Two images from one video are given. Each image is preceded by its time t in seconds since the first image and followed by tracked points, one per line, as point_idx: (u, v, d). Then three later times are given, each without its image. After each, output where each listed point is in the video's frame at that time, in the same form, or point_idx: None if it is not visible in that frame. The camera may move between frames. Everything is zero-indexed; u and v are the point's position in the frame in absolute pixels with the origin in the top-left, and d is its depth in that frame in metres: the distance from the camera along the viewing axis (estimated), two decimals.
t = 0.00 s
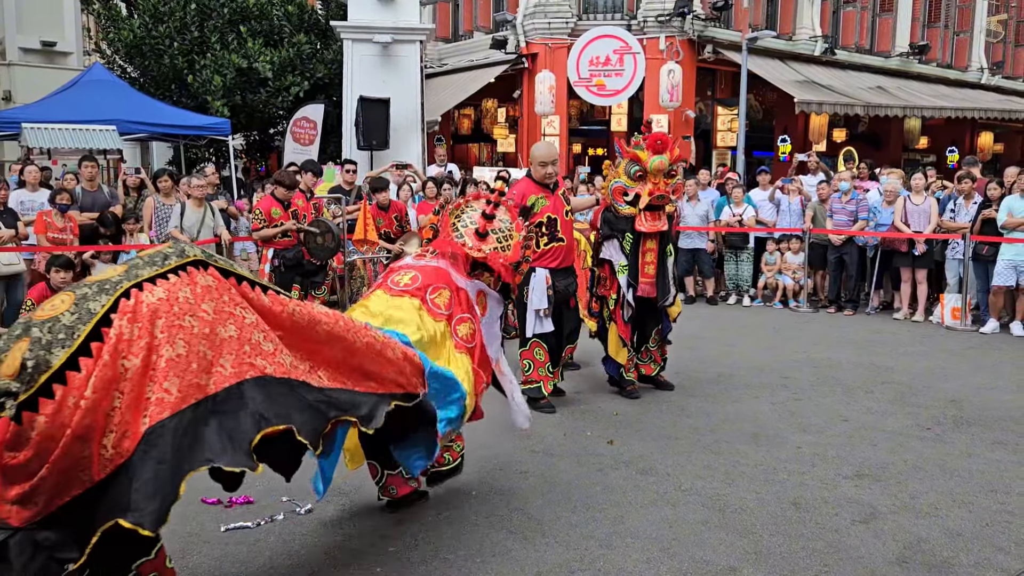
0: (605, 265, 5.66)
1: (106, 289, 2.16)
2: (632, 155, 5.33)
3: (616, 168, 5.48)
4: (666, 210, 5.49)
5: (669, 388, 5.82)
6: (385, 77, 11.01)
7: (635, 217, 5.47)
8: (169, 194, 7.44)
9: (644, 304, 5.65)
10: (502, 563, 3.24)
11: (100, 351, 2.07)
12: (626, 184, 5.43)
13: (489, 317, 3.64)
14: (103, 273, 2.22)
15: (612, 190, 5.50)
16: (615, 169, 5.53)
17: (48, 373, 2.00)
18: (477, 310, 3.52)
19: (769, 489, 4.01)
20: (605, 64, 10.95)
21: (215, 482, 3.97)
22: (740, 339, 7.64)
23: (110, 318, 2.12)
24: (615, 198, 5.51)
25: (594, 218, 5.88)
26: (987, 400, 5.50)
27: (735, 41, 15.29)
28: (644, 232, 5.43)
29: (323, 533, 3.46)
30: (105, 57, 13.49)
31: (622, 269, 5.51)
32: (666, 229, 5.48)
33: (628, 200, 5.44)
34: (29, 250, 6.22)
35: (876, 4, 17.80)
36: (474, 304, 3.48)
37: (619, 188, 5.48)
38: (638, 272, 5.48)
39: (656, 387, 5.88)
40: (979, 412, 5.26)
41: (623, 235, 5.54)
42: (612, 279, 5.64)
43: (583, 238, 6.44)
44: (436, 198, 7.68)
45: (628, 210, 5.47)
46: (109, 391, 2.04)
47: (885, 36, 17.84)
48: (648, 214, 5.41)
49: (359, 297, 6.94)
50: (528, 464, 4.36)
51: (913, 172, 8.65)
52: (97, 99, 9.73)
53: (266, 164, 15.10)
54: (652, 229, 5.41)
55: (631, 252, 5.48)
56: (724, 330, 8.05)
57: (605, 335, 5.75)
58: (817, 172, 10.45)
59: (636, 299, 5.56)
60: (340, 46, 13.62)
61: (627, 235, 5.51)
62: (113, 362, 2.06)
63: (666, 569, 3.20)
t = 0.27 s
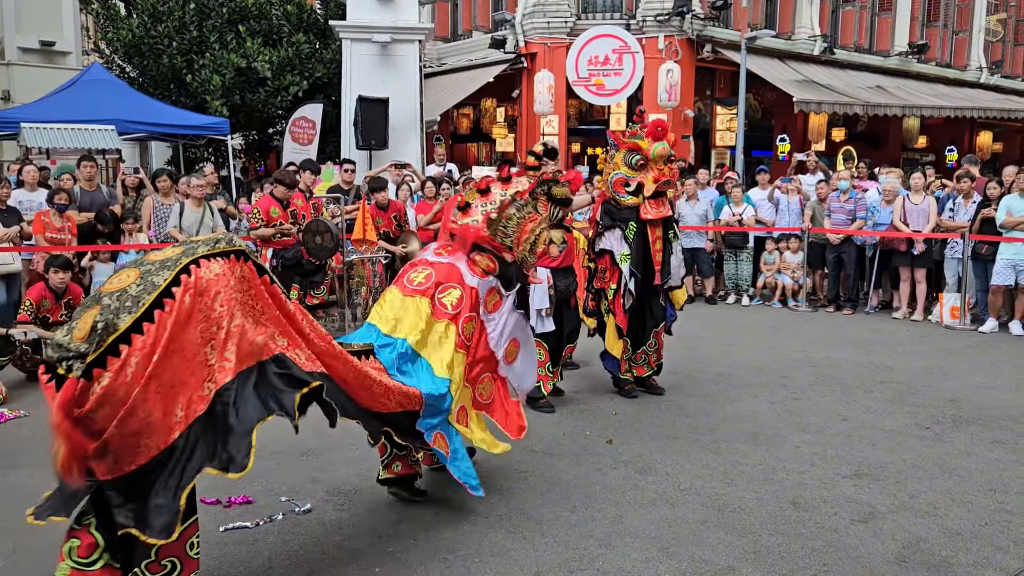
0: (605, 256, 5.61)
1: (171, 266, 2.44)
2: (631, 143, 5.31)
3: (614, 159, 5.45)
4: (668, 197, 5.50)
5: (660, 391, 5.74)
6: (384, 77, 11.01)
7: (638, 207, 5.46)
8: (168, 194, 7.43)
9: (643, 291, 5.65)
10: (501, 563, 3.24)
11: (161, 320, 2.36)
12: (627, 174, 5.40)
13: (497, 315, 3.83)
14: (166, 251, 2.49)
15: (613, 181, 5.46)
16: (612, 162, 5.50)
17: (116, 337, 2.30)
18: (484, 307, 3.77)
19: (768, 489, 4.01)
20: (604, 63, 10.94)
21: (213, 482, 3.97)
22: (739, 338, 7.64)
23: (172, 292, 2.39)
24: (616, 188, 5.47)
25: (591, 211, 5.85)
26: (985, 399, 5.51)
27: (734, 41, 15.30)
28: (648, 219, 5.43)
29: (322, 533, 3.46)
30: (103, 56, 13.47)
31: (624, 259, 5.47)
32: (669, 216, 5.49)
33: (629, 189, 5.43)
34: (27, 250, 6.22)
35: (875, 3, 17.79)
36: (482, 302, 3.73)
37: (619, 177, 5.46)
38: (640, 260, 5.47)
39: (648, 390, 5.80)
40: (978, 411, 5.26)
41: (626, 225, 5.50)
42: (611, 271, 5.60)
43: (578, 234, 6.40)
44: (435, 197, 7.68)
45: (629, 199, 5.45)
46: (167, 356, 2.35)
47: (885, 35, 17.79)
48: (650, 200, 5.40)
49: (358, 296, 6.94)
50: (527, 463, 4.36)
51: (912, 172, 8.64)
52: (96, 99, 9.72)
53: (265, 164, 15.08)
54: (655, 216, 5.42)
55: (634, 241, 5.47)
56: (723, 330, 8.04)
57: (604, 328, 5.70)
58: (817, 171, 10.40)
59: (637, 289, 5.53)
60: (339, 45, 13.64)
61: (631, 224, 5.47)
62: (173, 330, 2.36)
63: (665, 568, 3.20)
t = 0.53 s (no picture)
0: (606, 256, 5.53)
1: (205, 266, 2.73)
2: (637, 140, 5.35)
3: (618, 155, 5.43)
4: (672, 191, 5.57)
5: (657, 394, 5.73)
6: (383, 76, 11.01)
7: (644, 201, 5.49)
8: (167, 192, 7.44)
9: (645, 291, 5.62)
10: (499, 562, 3.24)
11: (195, 317, 2.64)
12: (633, 168, 5.41)
13: (504, 306, 4.12)
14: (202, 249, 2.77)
15: (619, 175, 5.47)
16: (616, 158, 5.50)
17: (155, 335, 2.62)
18: (491, 299, 4.08)
19: (768, 488, 4.01)
20: (603, 62, 10.92)
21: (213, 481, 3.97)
22: (738, 338, 7.63)
23: (206, 292, 2.68)
24: (621, 183, 5.48)
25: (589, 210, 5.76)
26: (984, 399, 5.51)
27: (732, 41, 15.30)
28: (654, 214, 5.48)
29: (320, 533, 3.46)
30: (102, 56, 13.45)
31: (628, 262, 5.46)
32: (673, 210, 5.57)
33: (636, 184, 5.45)
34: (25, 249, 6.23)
35: (874, 3, 17.78)
36: (488, 295, 4.06)
37: (624, 174, 5.45)
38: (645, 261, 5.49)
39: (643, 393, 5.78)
40: (976, 410, 5.27)
41: (631, 227, 5.50)
42: (611, 272, 5.51)
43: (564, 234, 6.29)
44: (434, 196, 7.69)
45: (635, 194, 5.47)
46: (196, 348, 2.62)
47: (883, 35, 17.65)
48: (657, 194, 5.46)
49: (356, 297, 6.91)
50: (526, 463, 4.36)
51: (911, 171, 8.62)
52: (95, 99, 9.70)
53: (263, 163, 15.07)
54: (662, 210, 5.48)
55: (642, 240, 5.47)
56: (723, 330, 8.03)
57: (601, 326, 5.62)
58: (816, 170, 10.41)
59: (641, 291, 5.54)
60: (338, 45, 13.63)
61: (636, 227, 5.49)
62: (205, 325, 2.64)
63: (664, 567, 3.21)
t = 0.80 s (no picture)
0: (613, 255, 5.49)
1: (237, 269, 2.88)
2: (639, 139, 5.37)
3: (620, 156, 5.46)
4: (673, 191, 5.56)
5: (655, 393, 5.70)
6: (381, 77, 11.00)
7: (646, 201, 5.47)
8: (165, 194, 7.48)
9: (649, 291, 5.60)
10: (497, 563, 3.24)
11: (223, 317, 2.82)
12: (635, 168, 5.40)
13: (508, 293, 4.23)
14: (236, 251, 2.93)
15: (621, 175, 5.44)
16: (618, 159, 5.51)
17: (186, 330, 2.80)
18: (494, 286, 4.17)
19: (766, 489, 4.01)
20: (601, 63, 10.91)
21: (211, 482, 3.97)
22: (736, 338, 7.63)
23: (235, 294, 2.85)
24: (624, 183, 5.44)
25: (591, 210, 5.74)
26: (982, 399, 5.52)
27: (731, 41, 15.31)
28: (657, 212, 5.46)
29: (318, 533, 3.46)
30: (100, 56, 13.45)
31: (636, 259, 5.43)
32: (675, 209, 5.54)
33: (638, 184, 5.43)
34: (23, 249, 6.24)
35: (872, 4, 17.81)
36: (490, 281, 4.16)
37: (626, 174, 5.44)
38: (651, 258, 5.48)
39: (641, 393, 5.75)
40: (974, 411, 5.27)
41: (636, 225, 5.51)
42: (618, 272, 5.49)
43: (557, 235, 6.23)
44: (432, 197, 7.70)
45: (638, 194, 5.45)
46: (224, 346, 2.80)
47: (881, 36, 17.86)
48: (659, 192, 5.46)
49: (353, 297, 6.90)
50: (524, 463, 4.36)
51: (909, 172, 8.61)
52: (92, 99, 9.69)
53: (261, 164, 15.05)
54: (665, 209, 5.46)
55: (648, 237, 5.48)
56: (721, 330, 8.03)
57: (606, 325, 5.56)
58: (813, 171, 10.43)
59: (647, 290, 5.55)
60: (336, 45, 13.63)
61: (642, 224, 5.50)
62: (232, 326, 2.81)
63: (662, 568, 3.21)
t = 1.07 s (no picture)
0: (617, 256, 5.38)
1: (278, 276, 3.13)
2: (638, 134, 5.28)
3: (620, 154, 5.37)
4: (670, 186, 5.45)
5: (653, 396, 5.71)
6: (378, 78, 11.00)
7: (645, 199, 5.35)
8: (162, 195, 7.42)
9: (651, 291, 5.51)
10: (493, 566, 3.24)
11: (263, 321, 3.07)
12: (634, 166, 5.29)
13: (515, 282, 4.40)
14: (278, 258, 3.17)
15: (619, 173, 5.32)
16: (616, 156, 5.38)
17: (229, 334, 3.03)
18: (501, 276, 4.36)
19: (761, 492, 4.02)
20: (598, 65, 10.93)
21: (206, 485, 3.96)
22: (733, 341, 7.63)
23: (274, 301, 3.11)
24: (621, 181, 5.33)
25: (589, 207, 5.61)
26: (977, 401, 5.54)
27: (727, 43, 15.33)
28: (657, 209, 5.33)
29: (313, 536, 3.46)
30: (97, 58, 13.45)
31: (641, 254, 5.32)
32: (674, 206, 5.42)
33: (637, 181, 5.32)
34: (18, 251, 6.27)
35: (868, 6, 17.84)
36: (496, 272, 4.35)
37: (625, 171, 5.33)
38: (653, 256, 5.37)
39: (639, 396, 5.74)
40: (969, 413, 5.28)
41: (636, 220, 5.36)
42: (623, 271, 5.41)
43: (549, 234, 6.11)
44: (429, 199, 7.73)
45: (636, 191, 5.33)
46: (260, 348, 3.06)
47: (877, 38, 17.95)
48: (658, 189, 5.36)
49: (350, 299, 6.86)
50: (520, 466, 4.36)
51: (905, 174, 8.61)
52: (89, 100, 9.67)
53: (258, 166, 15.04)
54: (664, 205, 5.34)
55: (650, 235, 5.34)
56: (717, 332, 8.04)
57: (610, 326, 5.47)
58: (809, 173, 10.45)
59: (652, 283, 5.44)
60: (333, 47, 13.62)
61: (642, 218, 5.34)
62: (269, 331, 3.06)
63: (658, 571, 3.21)
